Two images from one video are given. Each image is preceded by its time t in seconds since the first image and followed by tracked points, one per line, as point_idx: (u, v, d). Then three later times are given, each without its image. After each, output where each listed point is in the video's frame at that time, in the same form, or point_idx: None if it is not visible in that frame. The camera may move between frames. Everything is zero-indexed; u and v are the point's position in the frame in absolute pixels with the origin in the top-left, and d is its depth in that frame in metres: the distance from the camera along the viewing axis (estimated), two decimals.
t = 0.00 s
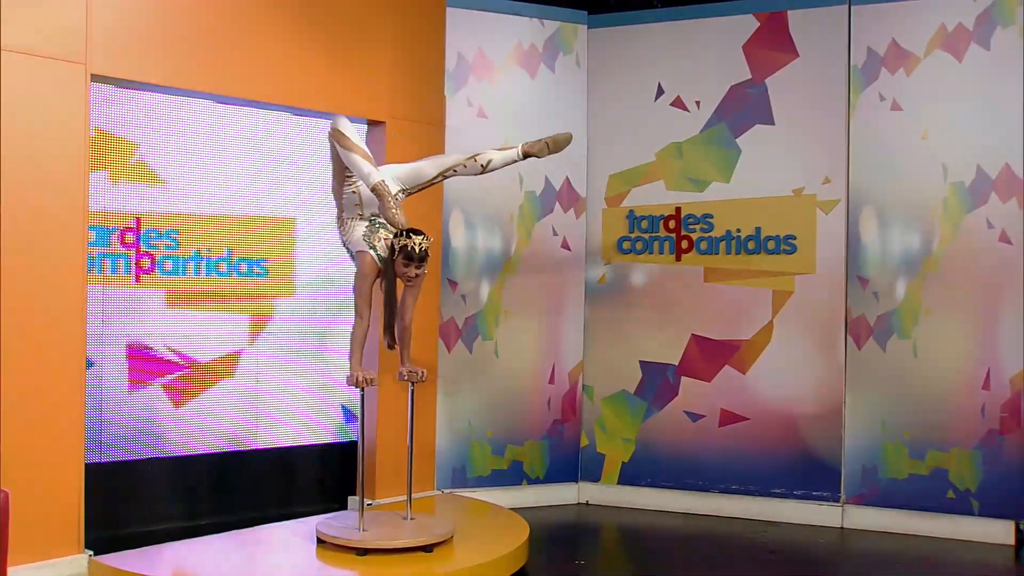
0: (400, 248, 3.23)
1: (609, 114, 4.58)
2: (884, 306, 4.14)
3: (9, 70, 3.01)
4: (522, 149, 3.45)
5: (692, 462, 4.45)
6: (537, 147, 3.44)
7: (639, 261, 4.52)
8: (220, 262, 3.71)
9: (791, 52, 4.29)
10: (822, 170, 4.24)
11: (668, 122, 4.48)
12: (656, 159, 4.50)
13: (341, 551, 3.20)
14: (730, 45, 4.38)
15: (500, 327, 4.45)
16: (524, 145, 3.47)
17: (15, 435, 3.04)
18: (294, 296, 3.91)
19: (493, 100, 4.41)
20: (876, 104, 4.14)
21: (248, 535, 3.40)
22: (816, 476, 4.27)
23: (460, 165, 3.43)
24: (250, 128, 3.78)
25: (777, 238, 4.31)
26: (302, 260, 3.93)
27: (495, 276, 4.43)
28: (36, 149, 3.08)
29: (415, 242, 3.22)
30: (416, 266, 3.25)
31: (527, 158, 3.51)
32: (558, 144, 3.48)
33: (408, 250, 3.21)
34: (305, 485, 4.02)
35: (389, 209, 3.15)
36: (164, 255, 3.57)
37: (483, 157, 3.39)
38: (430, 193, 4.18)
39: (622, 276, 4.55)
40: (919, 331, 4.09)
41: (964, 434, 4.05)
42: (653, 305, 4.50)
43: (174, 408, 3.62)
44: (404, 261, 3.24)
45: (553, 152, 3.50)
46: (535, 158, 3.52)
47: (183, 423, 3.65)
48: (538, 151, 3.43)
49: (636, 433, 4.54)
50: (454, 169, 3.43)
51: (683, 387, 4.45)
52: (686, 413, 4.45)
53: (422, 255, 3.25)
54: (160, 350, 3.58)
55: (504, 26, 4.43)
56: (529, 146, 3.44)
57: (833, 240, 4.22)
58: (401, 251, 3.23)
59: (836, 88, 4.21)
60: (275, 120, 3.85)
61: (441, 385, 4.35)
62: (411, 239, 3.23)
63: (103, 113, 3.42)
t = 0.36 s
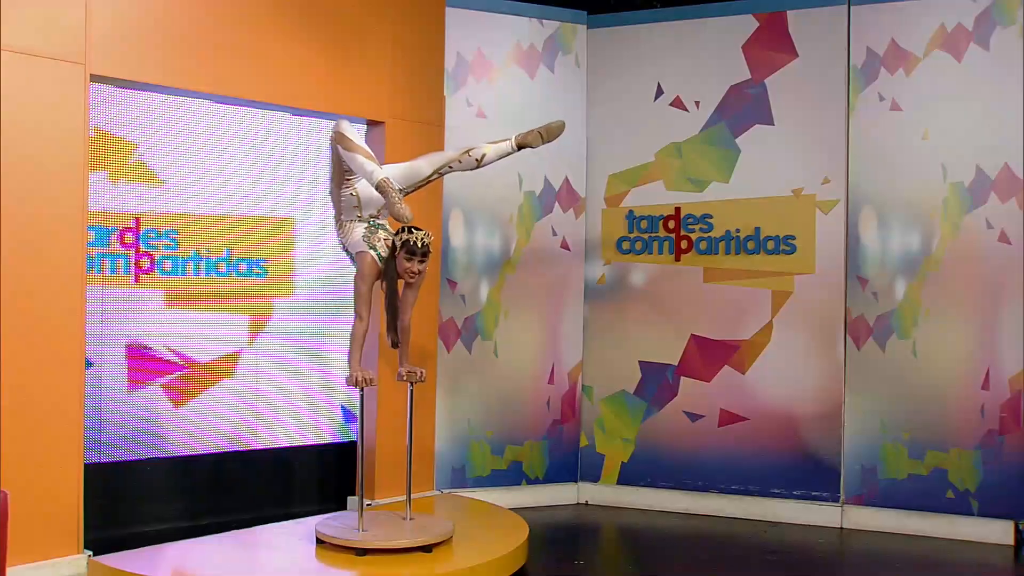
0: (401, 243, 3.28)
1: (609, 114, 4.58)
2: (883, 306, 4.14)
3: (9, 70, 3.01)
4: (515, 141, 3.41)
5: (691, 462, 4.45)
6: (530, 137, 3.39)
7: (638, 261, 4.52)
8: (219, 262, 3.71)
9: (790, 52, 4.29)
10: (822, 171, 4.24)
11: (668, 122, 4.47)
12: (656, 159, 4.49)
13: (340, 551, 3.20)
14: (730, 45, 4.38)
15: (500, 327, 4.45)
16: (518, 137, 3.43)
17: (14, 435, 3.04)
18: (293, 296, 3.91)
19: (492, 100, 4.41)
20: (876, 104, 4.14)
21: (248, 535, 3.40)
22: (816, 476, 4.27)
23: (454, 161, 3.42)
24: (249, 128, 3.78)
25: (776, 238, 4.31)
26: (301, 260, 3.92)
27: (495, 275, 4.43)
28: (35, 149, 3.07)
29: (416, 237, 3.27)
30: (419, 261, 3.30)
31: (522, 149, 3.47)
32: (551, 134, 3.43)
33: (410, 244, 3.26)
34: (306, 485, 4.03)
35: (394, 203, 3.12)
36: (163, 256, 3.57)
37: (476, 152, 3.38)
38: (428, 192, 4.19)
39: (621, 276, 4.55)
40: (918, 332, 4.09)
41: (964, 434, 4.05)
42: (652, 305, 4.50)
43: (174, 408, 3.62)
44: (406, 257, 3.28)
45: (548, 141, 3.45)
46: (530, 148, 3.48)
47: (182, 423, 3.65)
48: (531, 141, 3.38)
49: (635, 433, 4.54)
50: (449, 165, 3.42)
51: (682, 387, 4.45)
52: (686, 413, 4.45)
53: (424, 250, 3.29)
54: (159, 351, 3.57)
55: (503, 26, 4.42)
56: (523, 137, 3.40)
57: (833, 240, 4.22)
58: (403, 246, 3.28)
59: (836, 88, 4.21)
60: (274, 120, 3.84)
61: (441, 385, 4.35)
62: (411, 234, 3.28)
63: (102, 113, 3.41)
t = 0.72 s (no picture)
0: (402, 243, 3.26)
1: (608, 114, 4.58)
2: (882, 306, 4.14)
3: (9, 70, 3.01)
4: (511, 139, 3.42)
5: (690, 462, 4.46)
6: (526, 136, 3.40)
7: (637, 261, 4.53)
8: (218, 263, 3.71)
9: (789, 52, 4.29)
10: (820, 171, 4.24)
11: (667, 122, 4.48)
12: (655, 159, 4.50)
13: (340, 551, 3.19)
14: (729, 46, 4.38)
15: (499, 327, 4.45)
16: (514, 135, 3.44)
17: (14, 435, 3.04)
18: (292, 297, 3.91)
19: (492, 100, 4.41)
20: (875, 104, 4.14)
21: (247, 535, 3.40)
22: (814, 476, 4.27)
23: (451, 161, 3.43)
24: (248, 128, 3.78)
25: (775, 238, 4.31)
26: (299, 259, 3.92)
27: (494, 276, 4.43)
28: (34, 149, 3.07)
29: (416, 236, 3.26)
30: (419, 259, 3.28)
31: (517, 147, 3.47)
32: (547, 132, 3.42)
33: (410, 244, 3.25)
34: (306, 485, 4.03)
35: (396, 197, 3.04)
36: (162, 256, 3.57)
37: (473, 151, 3.39)
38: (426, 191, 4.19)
39: (620, 276, 4.55)
40: (917, 332, 4.09)
41: (963, 434, 4.05)
42: (650, 305, 4.50)
43: (172, 408, 3.62)
44: (407, 256, 3.26)
45: (543, 140, 3.44)
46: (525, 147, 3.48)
47: (182, 423, 3.65)
48: (526, 140, 3.38)
49: (633, 433, 4.54)
50: (445, 165, 3.43)
51: (681, 387, 4.45)
52: (684, 413, 4.45)
53: (425, 248, 3.28)
54: (158, 352, 3.57)
55: (503, 26, 4.42)
56: (519, 135, 3.40)
57: (831, 240, 4.23)
58: (403, 246, 3.26)
59: (835, 89, 4.21)
60: (272, 120, 3.84)
61: (440, 385, 4.35)
62: (411, 233, 3.26)
63: (100, 113, 3.41)
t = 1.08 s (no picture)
0: (407, 242, 3.26)
1: (606, 114, 4.58)
2: (881, 306, 4.14)
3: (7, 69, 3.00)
4: (509, 143, 3.44)
5: (688, 462, 4.46)
6: (524, 140, 3.43)
7: (635, 261, 4.52)
8: (216, 263, 3.71)
9: (787, 52, 4.29)
10: (819, 171, 4.24)
11: (665, 122, 4.47)
12: (654, 159, 4.49)
13: (338, 552, 3.19)
14: (727, 46, 4.38)
15: (498, 327, 4.44)
16: (511, 138, 3.47)
17: (12, 435, 3.04)
18: (290, 300, 3.90)
19: (490, 100, 4.40)
20: (873, 104, 4.14)
21: (245, 536, 3.39)
22: (812, 476, 4.27)
23: (449, 164, 3.43)
24: (245, 127, 3.78)
25: (774, 238, 4.31)
26: (297, 258, 3.92)
27: (492, 276, 4.43)
28: (33, 149, 3.07)
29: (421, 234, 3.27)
30: (426, 256, 3.29)
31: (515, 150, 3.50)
32: (544, 135, 3.46)
33: (417, 243, 3.26)
34: (304, 484, 4.02)
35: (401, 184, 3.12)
36: (160, 256, 3.57)
37: (471, 154, 3.40)
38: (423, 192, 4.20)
39: (619, 276, 4.55)
40: (916, 332, 4.09)
41: (961, 434, 4.05)
42: (649, 305, 4.50)
43: (169, 408, 3.61)
44: (413, 255, 3.27)
45: (540, 143, 3.49)
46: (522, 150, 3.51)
47: (179, 422, 3.64)
48: (525, 144, 3.42)
49: (632, 433, 4.54)
50: (444, 168, 3.43)
51: (680, 387, 4.45)
52: (683, 414, 4.45)
53: (431, 245, 3.29)
54: (157, 352, 3.57)
55: (501, 25, 4.42)
56: (517, 138, 3.43)
57: (829, 241, 4.23)
58: (409, 245, 3.27)
59: (833, 89, 4.21)
60: (270, 119, 3.84)
61: (438, 385, 4.34)
62: (414, 232, 3.27)
63: (97, 113, 3.40)
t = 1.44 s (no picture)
0: (430, 241, 3.38)
1: (619, 115, 4.57)
2: (895, 307, 4.12)
3: (22, 73, 3.04)
4: (524, 148, 3.44)
5: (702, 463, 4.45)
6: (539, 146, 3.42)
7: (648, 261, 4.52)
8: (230, 265, 3.72)
9: (801, 52, 4.28)
10: (833, 171, 4.22)
11: (678, 123, 4.47)
12: (667, 159, 4.49)
13: (351, 552, 3.19)
14: (740, 46, 4.37)
15: (511, 327, 4.44)
16: (526, 144, 3.46)
17: (28, 434, 3.07)
18: (303, 306, 3.91)
19: (503, 100, 4.40)
20: (888, 103, 4.12)
21: (258, 536, 3.41)
22: (826, 477, 4.25)
23: (463, 168, 3.44)
24: (261, 126, 3.76)
25: (787, 238, 4.29)
26: (310, 254, 3.92)
27: (505, 276, 4.43)
28: (47, 151, 3.10)
29: (443, 233, 3.40)
30: (447, 255, 3.43)
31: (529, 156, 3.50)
32: (559, 141, 3.46)
33: (441, 241, 3.39)
34: (317, 484, 4.03)
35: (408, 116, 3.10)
36: (174, 257, 3.59)
37: (486, 159, 3.39)
38: (434, 196, 4.22)
39: (632, 277, 4.54)
40: (931, 332, 4.06)
41: (977, 435, 4.02)
42: (662, 305, 4.49)
43: (182, 408, 3.62)
44: (437, 253, 3.39)
45: (554, 149, 3.49)
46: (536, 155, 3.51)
47: (194, 422, 3.66)
48: (540, 150, 3.41)
49: (645, 434, 4.53)
50: (457, 172, 3.43)
51: (693, 388, 4.44)
52: (696, 414, 4.44)
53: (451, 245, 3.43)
54: (171, 354, 3.59)
55: (514, 26, 4.42)
56: (531, 144, 3.42)
57: (843, 241, 4.21)
58: (432, 244, 3.38)
59: (848, 88, 4.19)
60: (285, 119, 3.82)
61: (451, 386, 4.35)
62: (433, 231, 3.39)
63: (112, 113, 3.41)
